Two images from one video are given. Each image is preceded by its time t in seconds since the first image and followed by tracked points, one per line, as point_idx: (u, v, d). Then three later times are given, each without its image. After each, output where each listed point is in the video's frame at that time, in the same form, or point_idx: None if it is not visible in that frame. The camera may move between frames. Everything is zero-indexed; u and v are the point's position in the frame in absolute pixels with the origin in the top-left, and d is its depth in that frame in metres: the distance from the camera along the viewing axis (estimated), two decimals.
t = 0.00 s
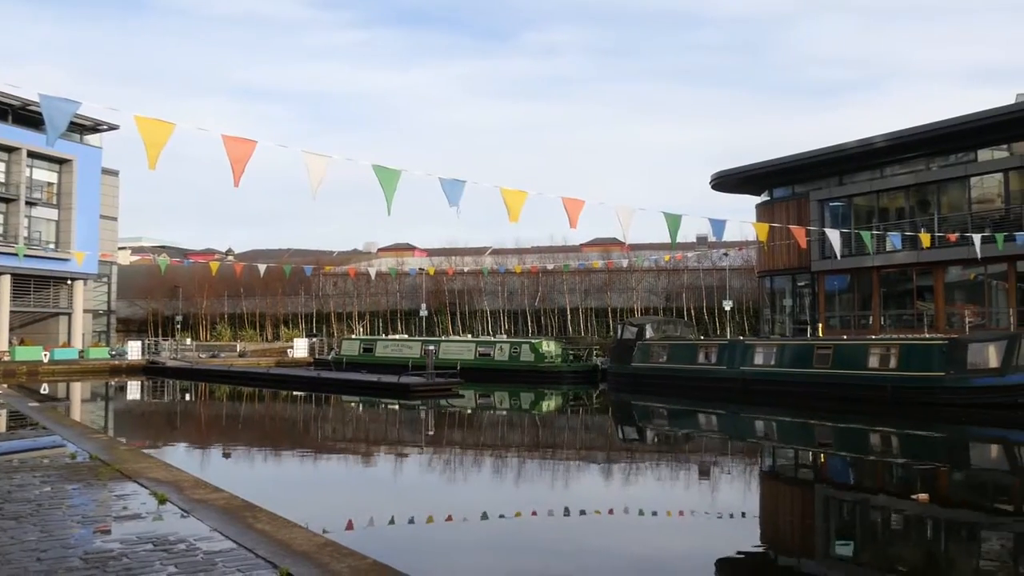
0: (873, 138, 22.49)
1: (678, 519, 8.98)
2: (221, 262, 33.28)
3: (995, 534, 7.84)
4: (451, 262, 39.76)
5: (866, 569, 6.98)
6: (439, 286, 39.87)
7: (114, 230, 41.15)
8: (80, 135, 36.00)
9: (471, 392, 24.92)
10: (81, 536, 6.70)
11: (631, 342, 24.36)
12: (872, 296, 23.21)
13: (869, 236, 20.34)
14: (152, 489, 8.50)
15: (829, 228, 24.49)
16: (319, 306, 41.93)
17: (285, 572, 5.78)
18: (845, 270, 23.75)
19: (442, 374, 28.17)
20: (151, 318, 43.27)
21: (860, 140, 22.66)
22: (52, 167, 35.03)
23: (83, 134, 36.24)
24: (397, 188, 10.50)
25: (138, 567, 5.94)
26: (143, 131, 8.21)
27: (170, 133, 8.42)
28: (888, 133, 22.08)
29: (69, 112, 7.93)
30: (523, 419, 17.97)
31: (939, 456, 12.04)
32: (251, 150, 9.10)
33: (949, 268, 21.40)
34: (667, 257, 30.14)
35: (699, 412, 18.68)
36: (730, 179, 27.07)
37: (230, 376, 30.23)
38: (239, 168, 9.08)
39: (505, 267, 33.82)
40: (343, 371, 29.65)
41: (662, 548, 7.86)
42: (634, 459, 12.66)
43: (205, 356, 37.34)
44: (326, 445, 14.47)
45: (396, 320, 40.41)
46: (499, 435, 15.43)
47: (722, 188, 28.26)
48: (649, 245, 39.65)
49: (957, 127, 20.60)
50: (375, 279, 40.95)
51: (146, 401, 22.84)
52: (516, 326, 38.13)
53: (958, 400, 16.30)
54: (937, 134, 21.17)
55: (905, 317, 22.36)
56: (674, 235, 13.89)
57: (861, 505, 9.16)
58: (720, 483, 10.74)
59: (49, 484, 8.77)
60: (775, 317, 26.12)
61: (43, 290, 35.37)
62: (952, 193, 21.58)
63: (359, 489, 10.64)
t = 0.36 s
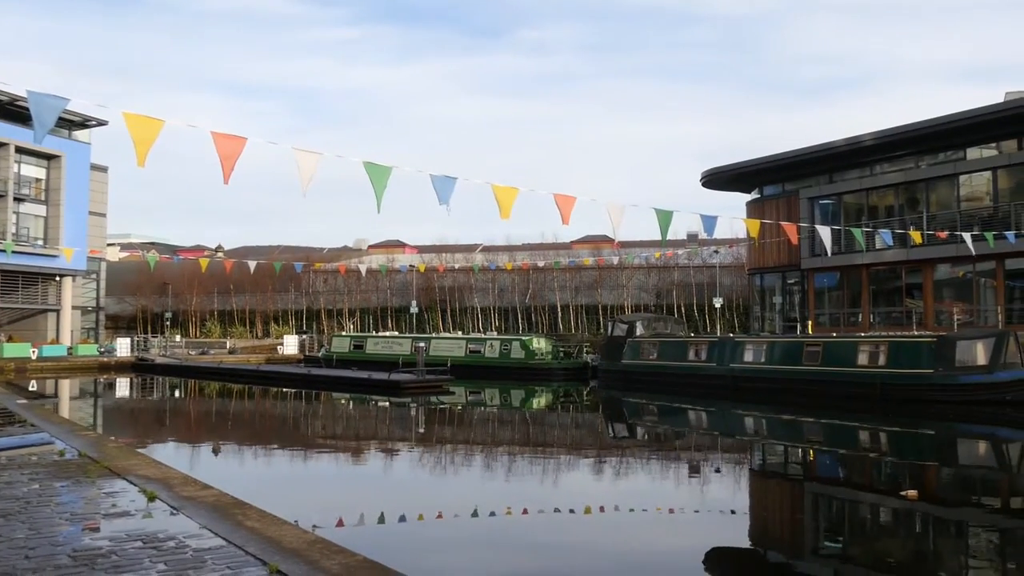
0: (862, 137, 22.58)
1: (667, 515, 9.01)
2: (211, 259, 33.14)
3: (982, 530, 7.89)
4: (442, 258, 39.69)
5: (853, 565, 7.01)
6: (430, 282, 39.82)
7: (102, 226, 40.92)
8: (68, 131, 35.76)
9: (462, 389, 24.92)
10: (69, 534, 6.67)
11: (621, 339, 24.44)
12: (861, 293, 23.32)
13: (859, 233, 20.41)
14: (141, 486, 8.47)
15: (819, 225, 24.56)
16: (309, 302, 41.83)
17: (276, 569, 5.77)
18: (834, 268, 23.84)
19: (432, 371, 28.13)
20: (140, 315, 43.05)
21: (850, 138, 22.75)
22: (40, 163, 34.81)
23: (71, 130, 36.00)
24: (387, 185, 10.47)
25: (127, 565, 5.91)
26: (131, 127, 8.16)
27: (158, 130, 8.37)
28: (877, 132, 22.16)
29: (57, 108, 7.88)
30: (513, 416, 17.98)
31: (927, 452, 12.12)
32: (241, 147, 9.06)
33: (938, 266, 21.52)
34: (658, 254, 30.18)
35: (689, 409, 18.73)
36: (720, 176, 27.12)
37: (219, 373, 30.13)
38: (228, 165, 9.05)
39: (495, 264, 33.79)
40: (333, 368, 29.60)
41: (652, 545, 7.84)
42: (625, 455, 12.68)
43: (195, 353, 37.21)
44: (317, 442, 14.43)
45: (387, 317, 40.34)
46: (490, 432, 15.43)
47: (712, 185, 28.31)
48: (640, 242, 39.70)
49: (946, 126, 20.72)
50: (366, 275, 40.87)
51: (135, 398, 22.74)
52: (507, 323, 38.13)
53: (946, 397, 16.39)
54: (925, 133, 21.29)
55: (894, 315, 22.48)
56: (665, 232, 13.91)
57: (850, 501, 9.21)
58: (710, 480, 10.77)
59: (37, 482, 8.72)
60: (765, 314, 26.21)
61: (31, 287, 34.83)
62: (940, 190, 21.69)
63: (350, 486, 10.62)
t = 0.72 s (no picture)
0: (852, 135, 22.66)
1: (657, 512, 9.04)
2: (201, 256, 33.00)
3: (969, 527, 7.94)
4: (433, 256, 39.62)
5: (842, 562, 7.04)
6: (421, 280, 39.60)
7: (91, 223, 40.68)
8: (57, 127, 35.52)
9: (452, 387, 24.92)
10: (58, 532, 6.63)
11: (612, 337, 24.49)
12: (851, 292, 23.41)
13: (850, 232, 20.49)
14: (131, 484, 8.43)
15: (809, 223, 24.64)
16: (300, 300, 41.72)
17: (267, 567, 5.75)
18: (824, 266, 23.93)
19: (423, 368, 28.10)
20: (130, 312, 42.86)
21: (840, 137, 22.83)
22: (29, 160, 34.58)
23: (60, 126, 35.78)
24: (378, 183, 10.45)
25: (116, 563, 5.88)
26: (120, 123, 8.10)
27: (147, 126, 8.31)
28: (867, 130, 22.25)
29: (46, 105, 7.82)
30: (504, 414, 18.01)
31: (916, 450, 12.19)
32: (231, 143, 9.01)
33: (927, 265, 21.64)
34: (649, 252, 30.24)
35: (680, 406, 18.77)
36: (711, 175, 27.16)
37: (209, 371, 30.03)
38: (218, 162, 8.99)
39: (486, 261, 33.76)
40: (323, 366, 29.52)
41: (643, 544, 7.81)
42: (615, 453, 12.74)
43: (184, 351, 37.08)
44: (307, 440, 14.40)
45: (377, 315, 40.27)
46: (480, 429, 15.46)
47: (702, 183, 28.35)
48: (631, 240, 39.75)
49: (936, 124, 20.82)
50: (356, 273, 40.77)
51: (125, 395, 22.63)
52: (498, 321, 38.14)
53: (934, 395, 16.49)
54: (914, 132, 21.39)
55: (883, 313, 22.59)
56: (656, 230, 13.93)
57: (839, 499, 9.25)
58: (700, 477, 10.82)
59: (26, 480, 8.67)
60: (755, 312, 26.30)
61: (19, 284, 34.50)
62: (930, 189, 21.80)
63: (340, 484, 10.62)
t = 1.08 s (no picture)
0: (837, 135, 22.80)
1: (643, 510, 9.06)
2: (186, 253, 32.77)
3: (952, 523, 8.00)
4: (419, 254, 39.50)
5: (827, 557, 7.09)
6: (407, 278, 39.57)
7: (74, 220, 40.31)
8: (40, 123, 35.19)
9: (439, 385, 24.90)
10: (40, 531, 6.57)
11: (598, 335, 24.51)
12: (836, 290, 23.55)
13: (835, 231, 20.59)
14: (114, 483, 8.37)
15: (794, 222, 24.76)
16: (286, 297, 41.54)
17: (252, 566, 5.73)
18: (809, 265, 24.05)
19: (409, 366, 28.04)
20: (113, 310, 42.54)
21: (825, 136, 22.96)
22: (11, 156, 34.24)
23: (43, 122, 35.44)
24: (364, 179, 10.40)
25: (100, 562, 5.83)
26: (104, 116, 8.03)
27: (132, 121, 8.25)
28: (852, 130, 22.38)
29: (29, 99, 7.74)
30: (490, 412, 17.98)
31: (900, 447, 12.26)
32: (216, 138, 8.95)
33: (911, 264, 21.80)
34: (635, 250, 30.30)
35: (666, 404, 18.83)
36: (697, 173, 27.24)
37: (194, 369, 29.85)
38: (204, 157, 8.94)
39: (473, 259, 33.70)
40: (309, 364, 29.41)
41: (629, 541, 7.83)
42: (600, 451, 12.74)
43: (169, 348, 36.85)
44: (292, 438, 14.32)
45: (363, 313, 40.14)
46: (466, 427, 15.41)
47: (688, 182, 28.42)
48: (617, 238, 39.81)
49: (920, 124, 20.97)
50: (342, 271, 40.60)
51: (109, 394, 22.44)
52: (484, 319, 38.12)
53: (918, 393, 16.61)
54: (899, 131, 21.54)
55: (868, 311, 22.74)
56: (643, 227, 13.94)
57: (823, 496, 9.30)
58: (685, 475, 10.85)
59: (8, 478, 8.59)
60: (740, 310, 26.41)
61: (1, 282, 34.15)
62: (914, 188, 21.97)
63: (327, 482, 10.58)
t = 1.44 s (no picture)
0: (825, 133, 22.89)
1: (631, 506, 9.07)
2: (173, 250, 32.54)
3: (936, 519, 8.05)
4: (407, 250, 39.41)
5: (814, 554, 7.11)
6: (395, 275, 39.48)
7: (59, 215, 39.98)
8: (25, 118, 34.85)
9: (427, 381, 24.87)
10: (25, 529, 6.52)
11: (586, 332, 24.56)
12: (823, 288, 23.66)
13: (822, 228, 20.69)
14: (100, 480, 8.31)
15: (781, 220, 24.87)
16: (273, 294, 41.37)
17: (238, 563, 5.70)
18: (796, 262, 24.16)
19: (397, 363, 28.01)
20: (99, 306, 42.28)
21: (812, 134, 23.06)
22: None
23: (27, 116, 35.10)
24: (352, 177, 10.37)
25: (85, 560, 5.79)
26: (89, 114, 7.96)
27: (118, 119, 8.19)
28: (839, 128, 22.48)
29: (13, 95, 7.66)
30: (477, 409, 17.99)
31: (886, 444, 12.34)
32: (203, 136, 8.90)
33: (897, 261, 21.93)
34: (623, 248, 30.34)
35: (653, 401, 18.88)
36: (685, 171, 27.29)
37: (181, 366, 29.70)
38: (190, 155, 8.88)
39: (461, 256, 33.65)
40: (297, 360, 29.33)
41: (617, 538, 7.84)
42: (588, 447, 12.75)
43: (155, 345, 36.64)
44: (280, 434, 14.28)
45: (351, 309, 40.03)
46: (454, 424, 15.41)
47: (676, 179, 28.47)
48: (605, 235, 39.85)
49: (908, 122, 21.08)
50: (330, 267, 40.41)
51: (94, 390, 22.30)
52: (472, 315, 38.11)
53: (903, 390, 16.73)
54: (886, 130, 21.64)
55: (854, 308, 22.87)
56: (631, 225, 13.96)
57: (809, 492, 9.36)
58: (672, 471, 10.88)
59: None
60: (728, 307, 26.51)
61: None
62: (900, 186, 22.11)
63: (315, 479, 10.55)
